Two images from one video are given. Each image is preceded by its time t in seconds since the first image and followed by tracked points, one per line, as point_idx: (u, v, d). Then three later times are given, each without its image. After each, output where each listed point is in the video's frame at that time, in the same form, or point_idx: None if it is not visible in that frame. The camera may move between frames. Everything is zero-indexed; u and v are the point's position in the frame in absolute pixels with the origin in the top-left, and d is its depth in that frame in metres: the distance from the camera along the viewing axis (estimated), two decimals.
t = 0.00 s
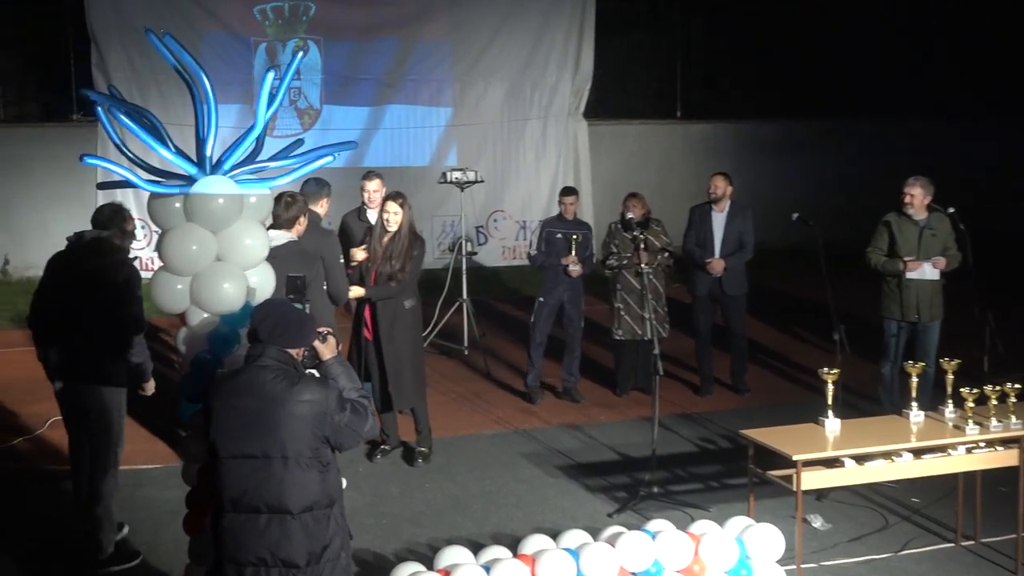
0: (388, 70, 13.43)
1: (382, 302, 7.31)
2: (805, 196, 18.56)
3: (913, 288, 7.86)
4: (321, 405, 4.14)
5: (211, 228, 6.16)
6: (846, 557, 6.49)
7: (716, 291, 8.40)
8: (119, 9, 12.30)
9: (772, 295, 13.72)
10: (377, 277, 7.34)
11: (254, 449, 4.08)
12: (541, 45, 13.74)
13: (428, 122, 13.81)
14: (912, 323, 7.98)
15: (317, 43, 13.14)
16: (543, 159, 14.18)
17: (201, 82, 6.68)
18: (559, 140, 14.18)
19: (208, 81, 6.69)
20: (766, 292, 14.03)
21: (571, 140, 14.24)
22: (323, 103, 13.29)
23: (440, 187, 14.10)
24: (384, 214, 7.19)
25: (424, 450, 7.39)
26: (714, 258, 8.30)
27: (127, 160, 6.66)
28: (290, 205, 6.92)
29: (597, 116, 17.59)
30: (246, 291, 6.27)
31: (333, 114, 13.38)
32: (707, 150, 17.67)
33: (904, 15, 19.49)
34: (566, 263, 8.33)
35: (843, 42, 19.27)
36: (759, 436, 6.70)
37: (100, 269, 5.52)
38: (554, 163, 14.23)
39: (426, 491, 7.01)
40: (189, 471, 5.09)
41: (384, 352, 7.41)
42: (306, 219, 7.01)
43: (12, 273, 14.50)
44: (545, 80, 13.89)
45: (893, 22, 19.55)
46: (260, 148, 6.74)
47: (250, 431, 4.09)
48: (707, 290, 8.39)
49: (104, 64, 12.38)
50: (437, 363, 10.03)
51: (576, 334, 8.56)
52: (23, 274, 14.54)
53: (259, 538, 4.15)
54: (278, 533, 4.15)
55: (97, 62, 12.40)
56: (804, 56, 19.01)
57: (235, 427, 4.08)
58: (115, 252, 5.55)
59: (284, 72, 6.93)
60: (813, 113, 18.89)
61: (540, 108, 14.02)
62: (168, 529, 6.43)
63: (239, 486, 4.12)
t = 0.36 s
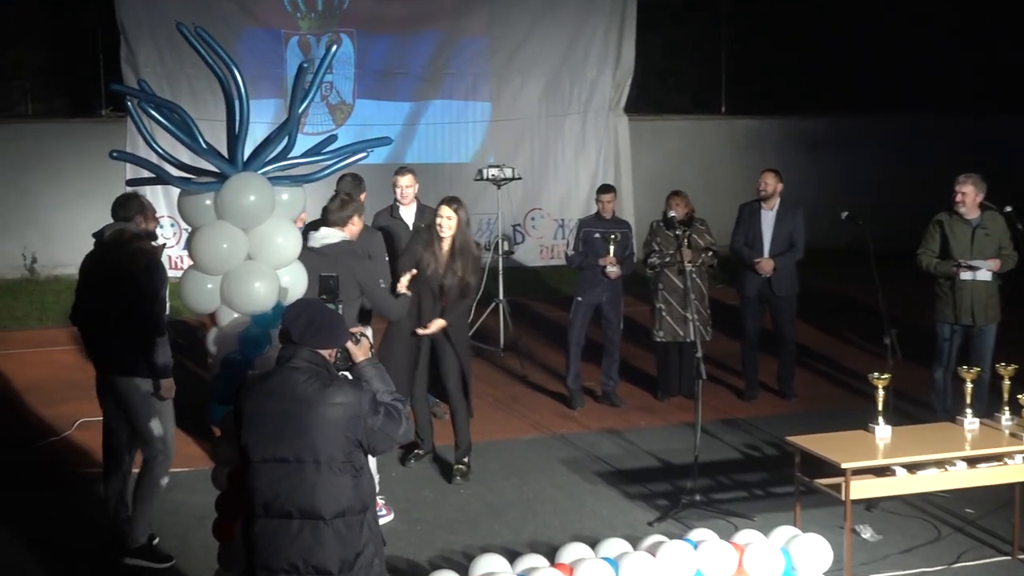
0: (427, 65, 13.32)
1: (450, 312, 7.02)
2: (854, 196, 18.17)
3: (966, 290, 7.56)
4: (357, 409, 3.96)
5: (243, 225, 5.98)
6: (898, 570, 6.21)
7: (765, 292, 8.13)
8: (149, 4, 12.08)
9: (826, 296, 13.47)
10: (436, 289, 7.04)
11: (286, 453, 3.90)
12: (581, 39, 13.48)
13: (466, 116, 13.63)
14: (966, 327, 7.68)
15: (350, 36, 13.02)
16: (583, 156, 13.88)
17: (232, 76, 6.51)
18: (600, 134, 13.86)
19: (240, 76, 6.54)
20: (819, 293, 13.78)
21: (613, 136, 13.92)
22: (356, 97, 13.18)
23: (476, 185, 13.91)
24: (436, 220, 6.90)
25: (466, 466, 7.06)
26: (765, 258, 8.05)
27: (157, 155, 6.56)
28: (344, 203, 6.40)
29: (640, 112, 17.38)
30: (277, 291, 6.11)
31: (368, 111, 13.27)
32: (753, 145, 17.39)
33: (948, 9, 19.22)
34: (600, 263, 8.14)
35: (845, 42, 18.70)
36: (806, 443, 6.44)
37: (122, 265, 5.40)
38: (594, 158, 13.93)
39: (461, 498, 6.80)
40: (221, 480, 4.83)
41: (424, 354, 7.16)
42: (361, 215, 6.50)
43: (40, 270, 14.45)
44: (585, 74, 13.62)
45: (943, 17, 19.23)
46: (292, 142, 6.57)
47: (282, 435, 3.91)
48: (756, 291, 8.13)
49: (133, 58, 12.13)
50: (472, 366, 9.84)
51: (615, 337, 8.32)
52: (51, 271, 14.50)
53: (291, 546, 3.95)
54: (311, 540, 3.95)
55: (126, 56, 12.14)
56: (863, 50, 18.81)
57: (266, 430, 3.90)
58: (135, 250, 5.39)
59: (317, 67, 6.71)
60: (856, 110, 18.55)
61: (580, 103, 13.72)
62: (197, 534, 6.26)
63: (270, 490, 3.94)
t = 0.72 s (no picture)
0: (460, 59, 13.16)
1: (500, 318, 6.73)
2: (897, 196, 17.79)
3: (1016, 292, 7.28)
4: (382, 416, 3.76)
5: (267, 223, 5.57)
6: None
7: (811, 293, 7.90)
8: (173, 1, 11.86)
9: (872, 296, 13.19)
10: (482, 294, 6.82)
11: (308, 461, 3.71)
12: (614, 32, 13.44)
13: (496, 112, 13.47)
14: (1015, 330, 7.40)
15: (378, 29, 12.79)
16: (616, 150, 13.86)
17: (256, 70, 6.31)
18: (633, 131, 13.86)
19: (264, 69, 6.35)
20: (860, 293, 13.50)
21: (646, 129, 13.96)
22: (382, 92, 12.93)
23: (506, 181, 13.71)
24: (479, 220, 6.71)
25: (494, 473, 6.84)
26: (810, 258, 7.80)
27: (179, 151, 6.39)
28: (405, 204, 6.14)
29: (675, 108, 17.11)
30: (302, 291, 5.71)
31: (397, 107, 13.04)
32: (791, 141, 17.09)
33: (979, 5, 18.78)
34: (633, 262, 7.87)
35: (850, 39, 18.53)
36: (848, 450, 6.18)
37: (147, 268, 5.62)
38: (627, 155, 13.91)
39: (490, 504, 6.60)
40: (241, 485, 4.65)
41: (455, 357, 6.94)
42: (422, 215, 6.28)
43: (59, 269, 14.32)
44: (619, 67, 13.58)
45: (964, 12, 18.81)
46: (318, 138, 6.41)
47: (304, 442, 3.72)
48: (801, 293, 7.90)
49: (155, 53, 11.88)
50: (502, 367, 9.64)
51: (648, 339, 8.09)
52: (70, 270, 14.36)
53: (314, 557, 3.76)
54: (332, 552, 3.76)
55: (148, 50, 11.90)
56: (872, 47, 18.53)
57: (288, 436, 3.72)
58: (157, 251, 5.58)
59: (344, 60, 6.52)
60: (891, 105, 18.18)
61: (613, 98, 13.69)
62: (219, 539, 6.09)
63: (290, 500, 3.75)
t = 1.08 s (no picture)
0: (484, 54, 13.02)
1: (522, 315, 6.50)
2: (938, 193, 17.44)
3: None
4: (400, 422, 3.55)
5: (284, 221, 5.34)
6: None
7: (851, 293, 7.69)
8: None
9: (905, 298, 12.94)
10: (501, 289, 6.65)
11: (321, 466, 3.51)
12: (640, 24, 13.24)
13: (517, 105, 13.34)
14: None
15: (395, 20, 12.62)
16: (643, 146, 13.61)
17: (272, 63, 6.09)
18: (661, 126, 13.61)
19: (279, 61, 6.14)
20: (892, 294, 13.24)
21: (674, 125, 13.68)
22: (401, 86, 12.80)
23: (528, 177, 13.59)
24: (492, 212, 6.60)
25: (515, 478, 6.63)
26: (848, 257, 7.60)
27: (193, 146, 6.21)
28: (426, 198, 5.83)
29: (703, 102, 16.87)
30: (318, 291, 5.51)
31: (416, 102, 12.89)
32: (825, 136, 16.81)
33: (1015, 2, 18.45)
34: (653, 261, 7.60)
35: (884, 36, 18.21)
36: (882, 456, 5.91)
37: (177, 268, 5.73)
38: (655, 150, 13.66)
39: (511, 511, 6.39)
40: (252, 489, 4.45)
41: (475, 357, 6.73)
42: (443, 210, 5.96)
43: (72, 267, 14.25)
44: (645, 59, 13.35)
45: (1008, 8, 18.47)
46: (336, 134, 6.19)
47: (318, 446, 3.52)
48: (839, 292, 7.70)
49: (167, 45, 12.02)
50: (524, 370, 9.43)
51: (672, 341, 7.86)
52: (82, 269, 14.27)
53: (324, 567, 3.56)
54: (345, 561, 3.56)
55: (160, 42, 12.04)
56: (903, 45, 18.23)
57: (300, 440, 3.52)
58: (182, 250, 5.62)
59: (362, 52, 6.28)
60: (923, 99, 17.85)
61: (640, 91, 13.47)
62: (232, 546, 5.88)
63: (301, 506, 3.55)
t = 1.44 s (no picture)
0: (505, 46, 12.85)
1: (530, 312, 6.28)
2: (967, 190, 17.19)
3: None
4: (414, 430, 3.34)
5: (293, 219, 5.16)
6: None
7: (877, 294, 7.49)
8: None
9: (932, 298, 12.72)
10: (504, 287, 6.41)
11: (330, 474, 3.32)
12: (662, 17, 13.04)
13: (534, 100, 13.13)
14: None
15: (408, 12, 12.48)
16: (663, 140, 13.44)
17: (281, 56, 5.90)
18: (682, 121, 13.45)
19: (289, 54, 5.95)
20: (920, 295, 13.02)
21: (695, 118, 13.51)
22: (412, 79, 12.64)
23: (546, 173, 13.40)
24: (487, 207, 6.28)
25: (531, 484, 6.41)
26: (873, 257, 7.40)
27: (200, 142, 6.04)
28: (414, 191, 5.67)
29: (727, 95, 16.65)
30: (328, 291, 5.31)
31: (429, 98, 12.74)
32: (846, 135, 16.56)
33: None
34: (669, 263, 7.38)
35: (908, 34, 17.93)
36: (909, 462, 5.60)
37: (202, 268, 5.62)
38: (677, 146, 13.50)
39: (528, 519, 6.17)
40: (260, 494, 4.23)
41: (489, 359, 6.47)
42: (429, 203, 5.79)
43: (75, 265, 14.12)
44: (667, 52, 13.15)
45: None
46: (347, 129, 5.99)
47: (327, 454, 3.33)
48: (866, 294, 7.52)
49: (173, 37, 11.83)
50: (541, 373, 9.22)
51: (693, 345, 7.64)
52: (85, 267, 14.15)
53: None
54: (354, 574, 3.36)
55: (167, 34, 11.85)
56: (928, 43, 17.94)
57: (309, 446, 3.32)
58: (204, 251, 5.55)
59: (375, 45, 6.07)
60: (948, 93, 17.60)
61: (660, 85, 13.27)
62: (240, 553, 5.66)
63: (309, 515, 3.36)
